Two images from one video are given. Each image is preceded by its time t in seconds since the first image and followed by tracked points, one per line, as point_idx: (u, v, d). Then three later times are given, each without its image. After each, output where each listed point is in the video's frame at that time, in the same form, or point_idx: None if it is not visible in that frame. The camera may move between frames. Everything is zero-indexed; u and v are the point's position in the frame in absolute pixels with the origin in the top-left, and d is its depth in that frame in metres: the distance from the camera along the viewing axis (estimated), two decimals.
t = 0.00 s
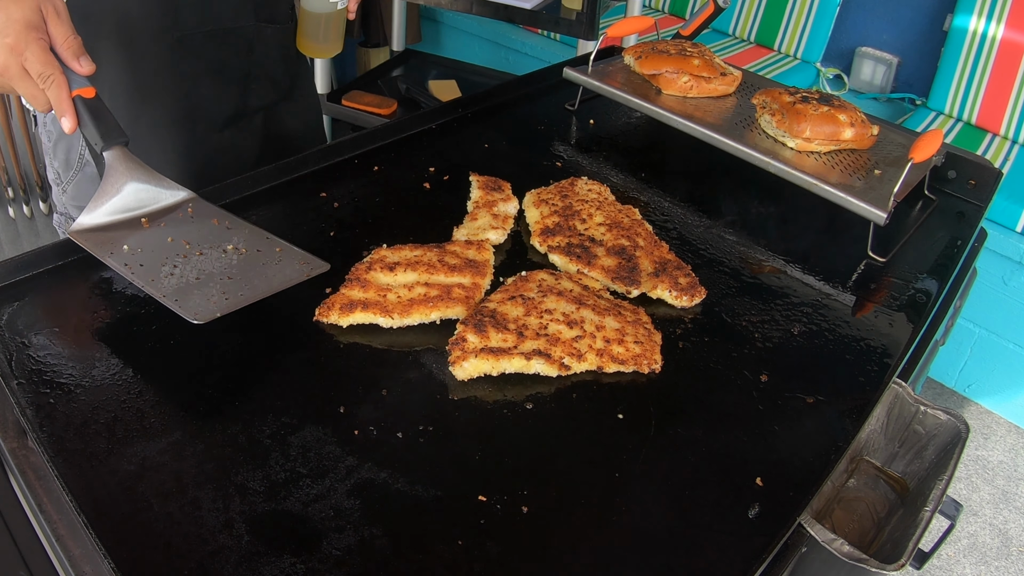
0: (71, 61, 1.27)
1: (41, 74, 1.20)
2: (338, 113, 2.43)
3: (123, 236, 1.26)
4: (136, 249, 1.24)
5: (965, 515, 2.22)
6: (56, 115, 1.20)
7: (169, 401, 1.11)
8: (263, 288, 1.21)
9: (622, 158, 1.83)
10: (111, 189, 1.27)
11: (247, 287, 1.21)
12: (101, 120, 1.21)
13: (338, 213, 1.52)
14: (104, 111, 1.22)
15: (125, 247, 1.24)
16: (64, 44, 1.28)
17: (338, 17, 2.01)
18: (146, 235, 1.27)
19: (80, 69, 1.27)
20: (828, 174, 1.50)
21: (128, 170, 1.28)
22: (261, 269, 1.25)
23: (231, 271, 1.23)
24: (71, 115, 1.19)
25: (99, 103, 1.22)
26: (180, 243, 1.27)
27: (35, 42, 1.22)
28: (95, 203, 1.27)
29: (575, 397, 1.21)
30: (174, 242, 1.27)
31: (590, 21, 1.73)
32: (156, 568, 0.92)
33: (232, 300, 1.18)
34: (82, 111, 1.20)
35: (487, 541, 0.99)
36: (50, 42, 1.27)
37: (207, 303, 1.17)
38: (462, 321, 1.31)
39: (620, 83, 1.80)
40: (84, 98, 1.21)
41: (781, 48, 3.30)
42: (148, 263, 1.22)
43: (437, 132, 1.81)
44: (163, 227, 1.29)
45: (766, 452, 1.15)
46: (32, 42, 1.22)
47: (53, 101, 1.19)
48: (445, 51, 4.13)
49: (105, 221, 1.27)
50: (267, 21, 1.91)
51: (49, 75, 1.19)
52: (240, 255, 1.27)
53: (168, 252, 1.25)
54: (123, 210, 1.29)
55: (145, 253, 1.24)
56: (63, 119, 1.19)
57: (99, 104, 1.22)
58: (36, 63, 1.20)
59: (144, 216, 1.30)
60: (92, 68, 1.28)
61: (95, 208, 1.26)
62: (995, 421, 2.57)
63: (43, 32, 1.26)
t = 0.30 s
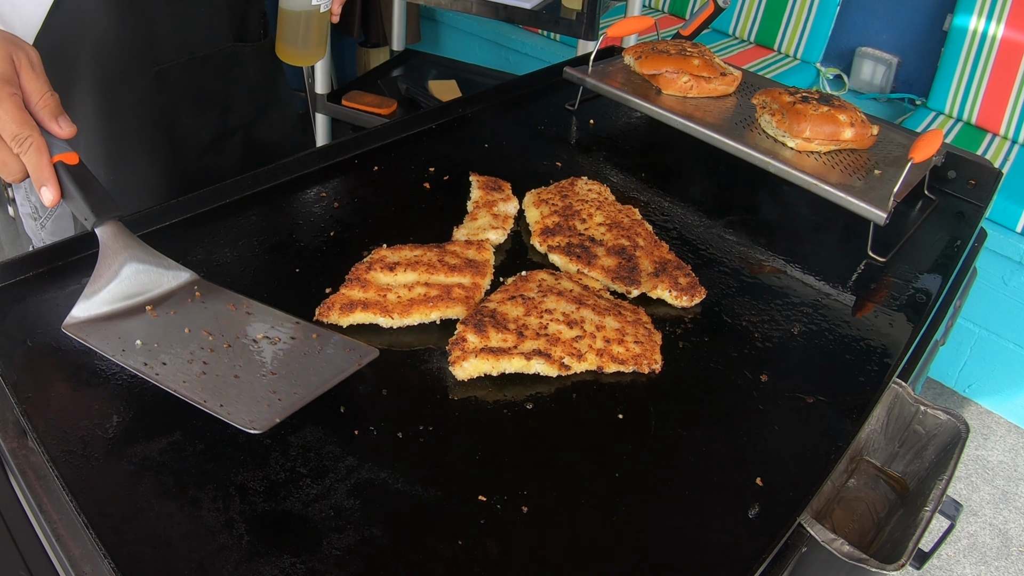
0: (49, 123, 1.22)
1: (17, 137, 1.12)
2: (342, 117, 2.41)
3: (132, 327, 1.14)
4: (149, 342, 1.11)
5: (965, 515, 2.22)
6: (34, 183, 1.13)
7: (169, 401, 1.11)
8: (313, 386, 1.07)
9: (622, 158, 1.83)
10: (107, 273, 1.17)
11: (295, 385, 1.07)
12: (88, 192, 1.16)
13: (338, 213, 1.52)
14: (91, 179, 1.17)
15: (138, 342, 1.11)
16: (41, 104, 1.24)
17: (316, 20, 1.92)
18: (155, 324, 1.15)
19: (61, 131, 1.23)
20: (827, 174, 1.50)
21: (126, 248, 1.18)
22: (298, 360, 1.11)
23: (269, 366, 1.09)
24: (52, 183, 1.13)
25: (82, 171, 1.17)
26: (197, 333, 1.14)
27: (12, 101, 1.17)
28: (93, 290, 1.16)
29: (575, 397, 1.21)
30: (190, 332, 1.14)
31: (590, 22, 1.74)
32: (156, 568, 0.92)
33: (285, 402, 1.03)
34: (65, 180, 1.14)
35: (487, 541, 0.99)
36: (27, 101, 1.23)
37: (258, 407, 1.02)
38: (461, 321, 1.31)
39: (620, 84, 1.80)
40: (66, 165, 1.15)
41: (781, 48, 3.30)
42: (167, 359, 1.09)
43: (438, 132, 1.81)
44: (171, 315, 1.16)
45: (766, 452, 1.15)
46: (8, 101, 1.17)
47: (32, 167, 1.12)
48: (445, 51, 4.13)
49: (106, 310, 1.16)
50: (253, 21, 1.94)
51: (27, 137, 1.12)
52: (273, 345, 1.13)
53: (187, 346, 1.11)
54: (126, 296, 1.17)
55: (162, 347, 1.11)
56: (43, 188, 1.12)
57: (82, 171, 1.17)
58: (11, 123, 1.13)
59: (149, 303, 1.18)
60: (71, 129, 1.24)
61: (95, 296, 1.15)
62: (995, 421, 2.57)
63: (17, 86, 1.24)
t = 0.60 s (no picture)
0: (70, 158, 1.18)
1: (41, 175, 1.05)
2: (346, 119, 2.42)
3: (197, 373, 1.12)
4: (221, 388, 1.10)
5: (965, 515, 2.22)
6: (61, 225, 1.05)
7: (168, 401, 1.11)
8: (398, 413, 1.10)
9: (622, 158, 1.83)
10: (157, 317, 1.14)
11: (382, 414, 1.09)
12: (123, 232, 1.09)
13: (338, 213, 1.52)
14: (121, 217, 1.11)
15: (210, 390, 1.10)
16: (58, 138, 1.18)
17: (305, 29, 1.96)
18: (214, 367, 1.13)
19: (82, 166, 1.18)
20: (828, 174, 1.50)
21: (168, 286, 1.16)
22: (369, 388, 1.13)
23: (346, 398, 1.11)
24: (83, 224, 1.06)
25: (109, 208, 1.10)
26: (260, 373, 1.13)
27: (31, 134, 1.09)
28: (146, 337, 1.13)
29: (575, 396, 1.21)
30: (253, 373, 1.13)
31: (590, 22, 1.74)
32: (156, 568, 0.92)
33: (382, 434, 1.06)
34: (97, 221, 1.07)
35: (487, 541, 0.99)
36: (44, 134, 1.17)
37: (361, 444, 1.04)
38: (462, 321, 1.31)
39: (620, 84, 1.80)
40: (93, 203, 1.09)
41: (781, 48, 3.30)
42: (243, 404, 1.08)
43: (438, 132, 1.81)
44: (226, 355, 1.15)
45: (766, 452, 1.15)
46: (27, 136, 1.08)
47: (60, 208, 1.04)
48: (445, 51, 4.13)
49: (162, 358, 1.13)
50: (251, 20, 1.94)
51: (52, 175, 1.05)
52: (339, 375, 1.14)
53: (257, 388, 1.11)
54: (178, 339, 1.15)
55: (234, 392, 1.10)
56: (73, 229, 1.05)
57: (110, 209, 1.10)
58: (34, 161, 1.05)
59: (200, 344, 1.16)
60: (91, 164, 1.19)
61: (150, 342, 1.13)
62: (995, 421, 2.57)
63: (34, 118, 1.16)
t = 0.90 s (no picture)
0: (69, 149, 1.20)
1: (42, 167, 1.07)
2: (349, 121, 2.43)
3: (201, 344, 1.17)
4: (226, 357, 1.15)
5: (965, 516, 2.22)
6: (63, 212, 1.09)
7: (168, 401, 1.11)
8: (392, 371, 1.17)
9: (622, 158, 1.83)
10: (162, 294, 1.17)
11: (377, 375, 1.16)
12: (124, 216, 1.12)
13: (338, 213, 1.52)
14: (119, 202, 1.14)
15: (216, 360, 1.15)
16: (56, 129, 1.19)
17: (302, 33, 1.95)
18: (215, 338, 1.18)
19: (78, 156, 1.20)
20: (828, 174, 1.50)
21: (169, 263, 1.19)
22: (362, 351, 1.20)
23: (342, 361, 1.17)
24: (85, 210, 1.09)
25: (108, 194, 1.13)
26: (259, 341, 1.18)
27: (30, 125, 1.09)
28: (152, 313, 1.16)
29: (575, 397, 1.21)
30: (252, 341, 1.18)
31: (590, 22, 1.74)
32: (156, 568, 0.92)
33: (380, 392, 1.14)
34: (97, 206, 1.10)
35: (487, 542, 0.99)
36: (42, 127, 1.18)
37: (361, 403, 1.11)
38: (461, 321, 1.31)
39: (620, 84, 1.80)
40: (92, 189, 1.12)
41: (781, 48, 3.30)
42: (247, 372, 1.13)
43: (438, 132, 1.81)
44: (225, 325, 1.20)
45: (766, 453, 1.15)
46: (27, 128, 1.08)
47: (62, 196, 1.08)
48: (445, 51, 4.12)
49: (168, 333, 1.17)
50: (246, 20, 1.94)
51: (54, 166, 1.07)
52: (332, 340, 1.21)
53: (257, 356, 1.16)
54: (180, 313, 1.19)
55: (237, 361, 1.15)
56: (75, 216, 1.09)
57: (110, 195, 1.13)
58: (36, 153, 1.07)
59: (200, 317, 1.20)
60: (88, 154, 1.22)
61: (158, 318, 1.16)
62: (995, 421, 2.57)
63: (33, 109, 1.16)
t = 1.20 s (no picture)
0: (23, 112, 1.22)
1: None
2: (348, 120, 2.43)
3: (100, 311, 1.15)
4: (117, 326, 1.13)
5: (965, 515, 2.22)
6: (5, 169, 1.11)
7: (169, 401, 1.11)
8: (279, 367, 1.09)
9: (622, 158, 1.83)
10: (81, 261, 1.18)
11: (260, 367, 1.09)
12: (63, 180, 1.16)
13: (338, 214, 1.52)
14: (62, 166, 1.17)
15: (108, 327, 1.13)
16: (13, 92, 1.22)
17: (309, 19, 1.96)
18: (124, 309, 1.16)
19: (33, 120, 1.23)
20: (827, 174, 1.50)
21: (98, 235, 1.20)
22: (266, 344, 1.13)
23: (235, 348, 1.12)
24: (26, 170, 1.11)
25: (54, 156, 1.16)
26: (165, 318, 1.16)
27: None
28: (67, 276, 1.17)
29: (575, 397, 1.21)
30: (158, 317, 1.16)
31: (590, 22, 1.74)
32: (156, 569, 0.91)
33: (251, 383, 1.06)
34: (38, 167, 1.14)
35: (487, 542, 0.99)
36: None
37: (222, 391, 1.04)
38: (461, 321, 1.31)
39: (620, 84, 1.80)
40: (38, 152, 1.15)
41: (781, 48, 3.30)
42: (135, 342, 1.11)
43: (437, 132, 1.81)
44: (142, 301, 1.19)
45: (767, 453, 1.15)
46: None
47: (6, 154, 1.11)
48: (445, 51, 4.12)
49: (76, 295, 1.17)
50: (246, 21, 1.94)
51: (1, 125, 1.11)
52: (238, 328, 1.15)
53: (156, 330, 1.13)
54: (98, 282, 1.19)
55: (133, 330, 1.13)
56: (16, 174, 1.11)
57: (55, 159, 1.16)
58: None
59: (120, 290, 1.20)
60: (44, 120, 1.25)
61: (67, 281, 1.16)
62: (995, 421, 2.57)
63: None
